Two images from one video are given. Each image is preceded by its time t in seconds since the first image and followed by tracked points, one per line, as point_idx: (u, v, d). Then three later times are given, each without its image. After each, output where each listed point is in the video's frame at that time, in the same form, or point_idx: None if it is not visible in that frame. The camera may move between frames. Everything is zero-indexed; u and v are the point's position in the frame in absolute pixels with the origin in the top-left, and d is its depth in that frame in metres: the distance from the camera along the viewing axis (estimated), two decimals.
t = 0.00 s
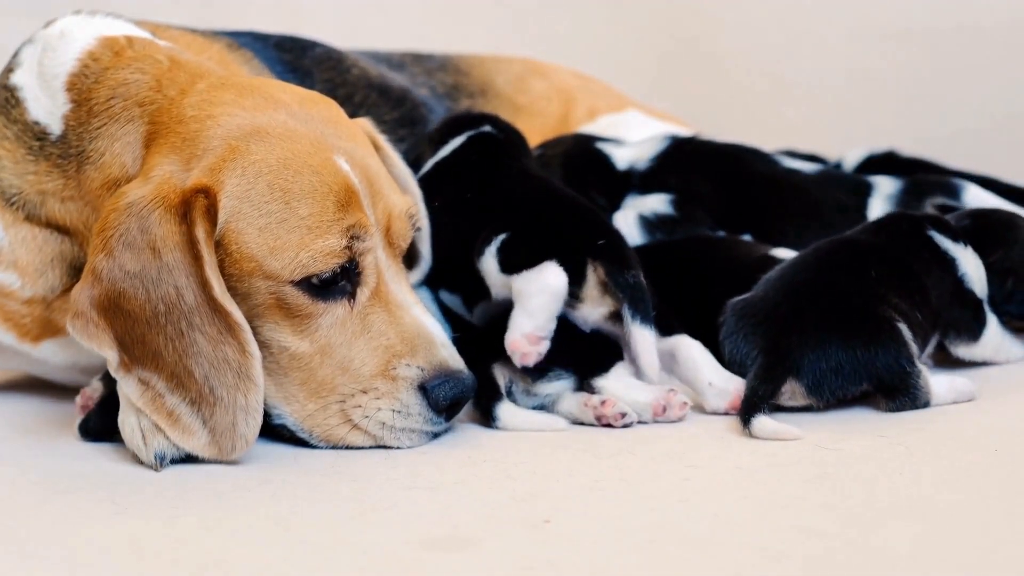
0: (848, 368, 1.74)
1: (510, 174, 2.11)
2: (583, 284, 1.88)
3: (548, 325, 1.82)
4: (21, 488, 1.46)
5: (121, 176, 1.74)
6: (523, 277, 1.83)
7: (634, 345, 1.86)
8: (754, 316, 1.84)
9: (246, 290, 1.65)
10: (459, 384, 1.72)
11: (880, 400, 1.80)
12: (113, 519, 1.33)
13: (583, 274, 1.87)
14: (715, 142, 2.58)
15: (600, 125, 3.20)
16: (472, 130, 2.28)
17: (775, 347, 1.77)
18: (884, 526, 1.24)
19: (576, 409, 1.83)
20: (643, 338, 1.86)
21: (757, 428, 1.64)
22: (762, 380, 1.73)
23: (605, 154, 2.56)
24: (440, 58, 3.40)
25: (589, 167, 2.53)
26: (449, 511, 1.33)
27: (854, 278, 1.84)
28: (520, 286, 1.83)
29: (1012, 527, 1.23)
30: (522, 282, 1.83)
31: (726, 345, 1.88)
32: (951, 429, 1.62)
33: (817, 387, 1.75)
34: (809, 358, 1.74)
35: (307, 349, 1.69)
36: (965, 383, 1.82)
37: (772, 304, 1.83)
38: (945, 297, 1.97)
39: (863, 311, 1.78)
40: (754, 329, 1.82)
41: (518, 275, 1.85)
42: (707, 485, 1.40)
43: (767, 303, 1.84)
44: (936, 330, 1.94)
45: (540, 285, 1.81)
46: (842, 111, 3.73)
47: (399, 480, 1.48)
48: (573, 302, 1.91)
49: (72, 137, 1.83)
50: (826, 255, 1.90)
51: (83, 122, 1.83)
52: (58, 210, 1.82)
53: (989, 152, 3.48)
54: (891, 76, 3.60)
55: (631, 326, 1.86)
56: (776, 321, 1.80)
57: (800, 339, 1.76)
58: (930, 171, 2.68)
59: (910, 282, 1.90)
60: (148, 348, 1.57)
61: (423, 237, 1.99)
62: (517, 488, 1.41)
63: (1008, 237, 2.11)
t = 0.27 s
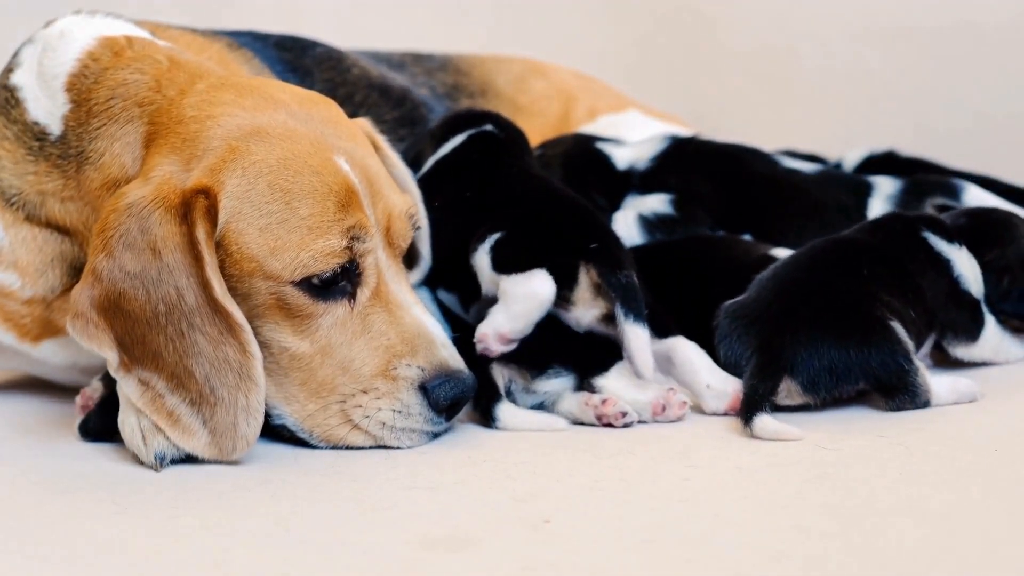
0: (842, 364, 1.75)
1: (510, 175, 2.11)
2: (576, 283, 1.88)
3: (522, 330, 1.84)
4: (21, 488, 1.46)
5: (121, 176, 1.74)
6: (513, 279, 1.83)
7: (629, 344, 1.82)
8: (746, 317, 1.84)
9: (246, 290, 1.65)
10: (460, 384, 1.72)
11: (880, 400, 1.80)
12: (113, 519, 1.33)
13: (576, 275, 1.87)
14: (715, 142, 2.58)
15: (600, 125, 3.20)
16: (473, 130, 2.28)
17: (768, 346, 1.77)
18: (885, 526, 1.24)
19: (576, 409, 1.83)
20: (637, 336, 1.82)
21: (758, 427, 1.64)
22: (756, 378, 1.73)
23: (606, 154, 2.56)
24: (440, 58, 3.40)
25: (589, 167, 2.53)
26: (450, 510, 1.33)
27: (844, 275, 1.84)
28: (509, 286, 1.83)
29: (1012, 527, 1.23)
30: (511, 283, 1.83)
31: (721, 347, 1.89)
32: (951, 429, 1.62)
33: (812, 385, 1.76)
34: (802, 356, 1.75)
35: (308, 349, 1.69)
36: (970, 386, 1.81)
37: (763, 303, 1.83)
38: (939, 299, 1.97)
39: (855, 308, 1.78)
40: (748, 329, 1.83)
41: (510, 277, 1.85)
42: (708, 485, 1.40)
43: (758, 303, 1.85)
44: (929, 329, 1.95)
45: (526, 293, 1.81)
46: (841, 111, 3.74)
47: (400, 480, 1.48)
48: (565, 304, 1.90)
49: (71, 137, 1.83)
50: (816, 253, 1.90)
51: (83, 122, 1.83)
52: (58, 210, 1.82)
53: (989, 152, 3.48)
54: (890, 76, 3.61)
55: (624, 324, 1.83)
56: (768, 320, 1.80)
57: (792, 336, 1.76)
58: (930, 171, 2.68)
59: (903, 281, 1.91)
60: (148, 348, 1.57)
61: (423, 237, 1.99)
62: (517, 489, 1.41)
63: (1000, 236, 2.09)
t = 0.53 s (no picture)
0: (837, 363, 1.74)
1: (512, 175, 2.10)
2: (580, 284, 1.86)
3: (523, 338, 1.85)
4: (21, 488, 1.46)
5: (120, 176, 1.74)
6: (512, 289, 1.83)
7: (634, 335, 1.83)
8: (739, 317, 1.85)
9: (246, 290, 1.65)
10: (460, 383, 1.72)
11: (883, 398, 1.80)
12: (113, 519, 1.33)
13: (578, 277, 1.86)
14: (715, 142, 2.59)
15: (600, 125, 3.21)
16: (474, 127, 2.27)
17: (762, 343, 1.77)
18: (885, 527, 1.24)
19: (576, 408, 1.83)
20: (642, 326, 1.82)
21: (761, 425, 1.64)
22: (754, 374, 1.74)
23: (606, 154, 2.58)
24: (440, 58, 3.40)
25: (589, 167, 2.53)
26: (450, 510, 1.33)
27: (837, 274, 1.85)
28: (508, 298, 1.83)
29: (1012, 527, 1.23)
30: (510, 293, 1.83)
31: (716, 350, 1.89)
32: (951, 429, 1.62)
33: (808, 380, 1.75)
34: (800, 352, 1.75)
35: (307, 349, 1.69)
36: (974, 387, 1.80)
37: (756, 302, 1.84)
38: (934, 300, 1.97)
39: (848, 305, 1.78)
40: (743, 328, 1.83)
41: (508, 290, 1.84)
42: (708, 484, 1.40)
43: (750, 303, 1.85)
44: (924, 328, 1.95)
45: (527, 303, 1.81)
46: (840, 111, 3.74)
47: (400, 479, 1.48)
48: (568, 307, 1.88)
49: (71, 137, 1.83)
50: (806, 252, 1.91)
51: (82, 122, 1.83)
52: (57, 210, 1.82)
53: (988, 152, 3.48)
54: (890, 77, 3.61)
55: (629, 315, 1.83)
56: (762, 318, 1.81)
57: (785, 334, 1.76)
58: (930, 171, 2.69)
59: (895, 279, 1.91)
60: (147, 349, 1.57)
61: (423, 237, 1.99)
62: (517, 488, 1.41)
63: (995, 234, 2.09)
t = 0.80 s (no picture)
0: (832, 365, 1.74)
1: (509, 177, 2.11)
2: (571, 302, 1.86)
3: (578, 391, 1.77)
4: (20, 488, 1.46)
5: (120, 176, 1.74)
6: (536, 347, 1.78)
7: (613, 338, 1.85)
8: (736, 317, 1.85)
9: (246, 290, 1.65)
10: (461, 381, 1.73)
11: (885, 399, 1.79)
12: (113, 519, 1.33)
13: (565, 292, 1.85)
14: (715, 142, 2.59)
15: (599, 124, 3.21)
16: (475, 130, 2.30)
17: (760, 342, 1.77)
18: (886, 527, 1.24)
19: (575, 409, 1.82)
20: (620, 330, 1.85)
21: (765, 422, 1.64)
22: (751, 373, 1.74)
23: (606, 154, 2.58)
24: (440, 58, 3.40)
25: (589, 167, 2.53)
26: (451, 510, 1.33)
27: (834, 274, 1.85)
28: (538, 360, 1.78)
29: (1013, 527, 1.23)
30: (539, 352, 1.78)
31: (713, 354, 1.89)
32: (950, 429, 1.62)
33: (805, 379, 1.75)
34: (798, 352, 1.75)
35: (308, 349, 1.69)
36: (979, 387, 1.79)
37: (751, 303, 1.85)
38: (930, 301, 1.97)
39: (845, 306, 1.79)
40: (739, 328, 1.83)
41: (528, 353, 1.79)
42: (709, 484, 1.40)
43: (744, 304, 1.86)
44: (920, 328, 1.95)
45: (551, 344, 1.77)
46: (839, 111, 3.74)
47: (400, 480, 1.48)
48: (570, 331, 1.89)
49: (70, 137, 1.83)
50: (800, 251, 1.92)
51: (82, 122, 1.83)
52: (56, 210, 1.82)
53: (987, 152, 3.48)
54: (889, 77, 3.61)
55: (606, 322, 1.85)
56: (757, 318, 1.81)
57: (782, 334, 1.76)
58: (930, 171, 2.69)
59: (890, 279, 1.91)
60: (147, 349, 1.57)
61: (422, 239, 1.99)
62: (519, 488, 1.41)
63: (991, 233, 2.10)
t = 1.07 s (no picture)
0: (829, 366, 1.74)
1: (508, 179, 2.11)
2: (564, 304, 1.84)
3: (590, 395, 1.74)
4: (20, 488, 1.46)
5: (119, 176, 1.73)
6: (537, 357, 1.76)
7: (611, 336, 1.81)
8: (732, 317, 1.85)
9: (245, 290, 1.65)
10: (460, 382, 1.72)
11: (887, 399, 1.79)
12: (112, 519, 1.33)
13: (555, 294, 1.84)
14: (716, 142, 2.59)
15: (600, 124, 3.21)
16: (476, 131, 2.30)
17: (758, 343, 1.78)
18: (886, 527, 1.24)
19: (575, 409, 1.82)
20: (616, 324, 1.81)
21: (765, 420, 1.64)
22: (750, 373, 1.75)
23: (606, 154, 2.58)
24: (440, 57, 3.40)
25: (589, 167, 2.53)
26: (451, 510, 1.34)
27: (831, 275, 1.85)
28: (541, 371, 1.76)
29: (1013, 526, 1.23)
30: (540, 361, 1.76)
31: (710, 354, 1.87)
32: (951, 430, 1.62)
33: (803, 380, 1.75)
34: (796, 352, 1.75)
35: (307, 348, 1.69)
36: (982, 387, 1.78)
37: (747, 302, 1.84)
38: (928, 302, 1.97)
39: (842, 307, 1.79)
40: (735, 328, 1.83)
41: (530, 364, 1.77)
42: (709, 484, 1.40)
43: (740, 304, 1.85)
44: (917, 329, 1.95)
45: (550, 352, 1.75)
46: (840, 111, 3.74)
47: (400, 480, 1.48)
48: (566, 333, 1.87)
49: (70, 137, 1.83)
50: (798, 251, 1.92)
51: (82, 122, 1.83)
52: (56, 210, 1.82)
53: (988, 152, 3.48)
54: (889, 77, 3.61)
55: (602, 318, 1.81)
56: (754, 318, 1.81)
57: (779, 334, 1.77)
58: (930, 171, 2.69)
59: (888, 281, 1.91)
60: (147, 348, 1.57)
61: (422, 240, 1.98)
62: (519, 489, 1.41)
63: (988, 232, 2.09)
